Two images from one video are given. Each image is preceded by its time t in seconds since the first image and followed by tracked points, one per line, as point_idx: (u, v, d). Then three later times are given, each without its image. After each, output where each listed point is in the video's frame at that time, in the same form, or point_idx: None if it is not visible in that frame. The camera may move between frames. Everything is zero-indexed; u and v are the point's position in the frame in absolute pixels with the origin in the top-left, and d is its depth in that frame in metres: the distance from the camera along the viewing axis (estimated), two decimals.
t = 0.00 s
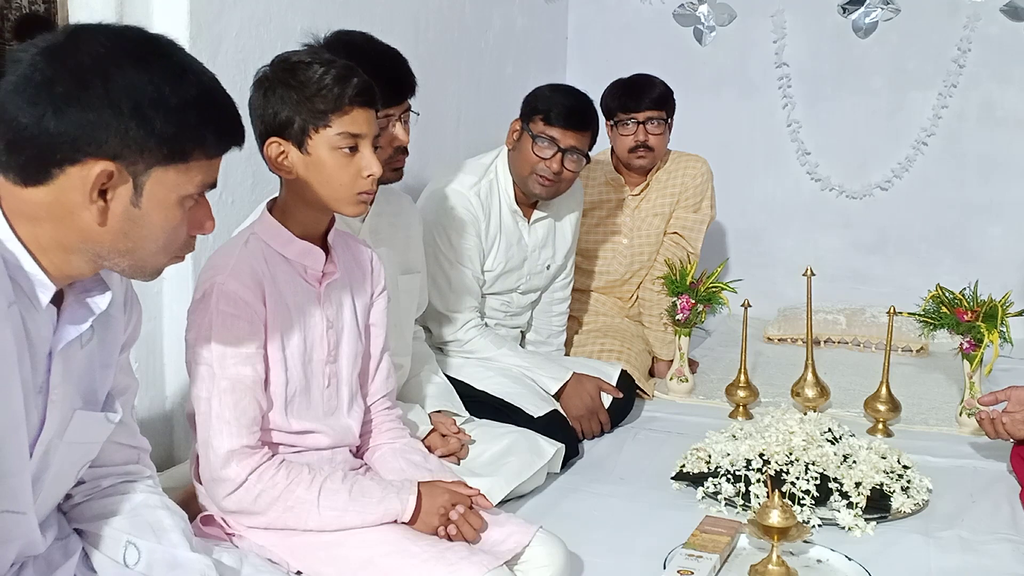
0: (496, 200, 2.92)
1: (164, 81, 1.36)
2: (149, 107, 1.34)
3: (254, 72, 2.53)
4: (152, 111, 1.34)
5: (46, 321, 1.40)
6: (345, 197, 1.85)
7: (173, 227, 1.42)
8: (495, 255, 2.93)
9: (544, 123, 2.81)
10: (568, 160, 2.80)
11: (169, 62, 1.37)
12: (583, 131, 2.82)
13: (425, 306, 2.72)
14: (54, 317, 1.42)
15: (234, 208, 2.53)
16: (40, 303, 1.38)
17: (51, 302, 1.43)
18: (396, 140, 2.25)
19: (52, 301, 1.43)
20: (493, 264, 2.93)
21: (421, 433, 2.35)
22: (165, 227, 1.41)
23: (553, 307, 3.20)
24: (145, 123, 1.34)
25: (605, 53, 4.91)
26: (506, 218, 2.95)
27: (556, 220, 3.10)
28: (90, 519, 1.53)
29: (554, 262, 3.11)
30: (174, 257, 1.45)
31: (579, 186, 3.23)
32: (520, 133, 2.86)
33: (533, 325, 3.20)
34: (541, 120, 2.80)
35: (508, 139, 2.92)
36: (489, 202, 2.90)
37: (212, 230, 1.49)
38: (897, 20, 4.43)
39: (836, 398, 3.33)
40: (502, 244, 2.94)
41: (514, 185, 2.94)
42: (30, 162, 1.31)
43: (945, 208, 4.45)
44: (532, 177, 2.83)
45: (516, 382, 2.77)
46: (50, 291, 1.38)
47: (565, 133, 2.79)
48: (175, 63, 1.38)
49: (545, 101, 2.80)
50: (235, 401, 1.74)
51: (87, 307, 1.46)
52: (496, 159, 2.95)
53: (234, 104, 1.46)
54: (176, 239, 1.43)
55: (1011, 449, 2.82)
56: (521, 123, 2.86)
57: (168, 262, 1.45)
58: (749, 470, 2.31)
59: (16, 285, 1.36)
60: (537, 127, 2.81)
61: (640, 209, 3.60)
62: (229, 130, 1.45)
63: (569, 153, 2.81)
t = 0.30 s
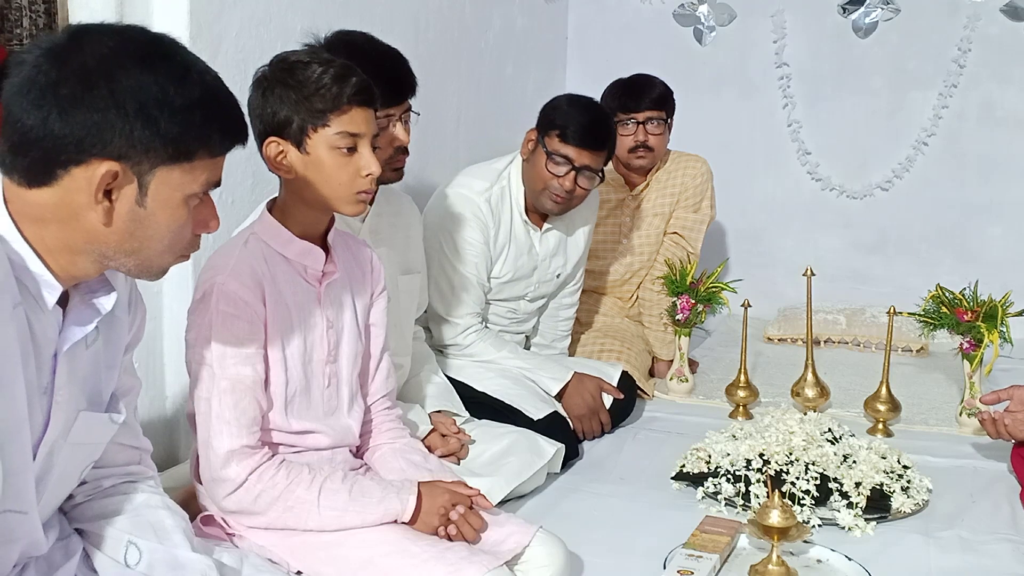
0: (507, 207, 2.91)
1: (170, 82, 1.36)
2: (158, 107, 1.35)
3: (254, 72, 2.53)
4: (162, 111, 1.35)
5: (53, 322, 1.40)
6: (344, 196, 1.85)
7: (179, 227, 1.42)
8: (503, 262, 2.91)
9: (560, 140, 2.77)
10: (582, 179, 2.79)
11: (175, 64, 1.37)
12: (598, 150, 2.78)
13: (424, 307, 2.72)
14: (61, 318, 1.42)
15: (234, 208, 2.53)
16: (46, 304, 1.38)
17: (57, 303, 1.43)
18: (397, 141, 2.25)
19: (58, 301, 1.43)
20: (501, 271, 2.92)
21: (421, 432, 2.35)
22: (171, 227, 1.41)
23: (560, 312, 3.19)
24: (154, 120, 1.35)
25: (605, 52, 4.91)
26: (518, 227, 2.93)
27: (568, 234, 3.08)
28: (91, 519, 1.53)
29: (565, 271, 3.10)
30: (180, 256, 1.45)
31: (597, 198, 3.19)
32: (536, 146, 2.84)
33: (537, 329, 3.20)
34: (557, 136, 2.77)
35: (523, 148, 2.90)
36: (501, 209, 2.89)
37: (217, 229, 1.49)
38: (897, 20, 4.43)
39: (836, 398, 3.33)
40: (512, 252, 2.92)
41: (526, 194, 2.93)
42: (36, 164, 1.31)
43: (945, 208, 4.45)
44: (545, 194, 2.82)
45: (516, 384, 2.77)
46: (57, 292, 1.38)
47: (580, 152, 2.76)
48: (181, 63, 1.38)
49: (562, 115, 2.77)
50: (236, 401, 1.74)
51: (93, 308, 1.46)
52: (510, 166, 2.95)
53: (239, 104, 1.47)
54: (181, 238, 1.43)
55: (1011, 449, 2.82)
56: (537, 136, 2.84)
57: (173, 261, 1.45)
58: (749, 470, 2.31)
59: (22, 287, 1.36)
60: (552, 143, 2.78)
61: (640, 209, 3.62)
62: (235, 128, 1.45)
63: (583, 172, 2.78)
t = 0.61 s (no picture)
0: (518, 215, 2.90)
1: (151, 69, 1.35)
2: (136, 93, 1.34)
3: (253, 72, 2.53)
4: (140, 98, 1.34)
5: (46, 320, 1.40)
6: (345, 195, 1.85)
7: (161, 217, 1.41)
8: (509, 268, 2.92)
9: (573, 155, 2.75)
10: (592, 195, 2.77)
11: (157, 51, 1.37)
12: (611, 167, 2.75)
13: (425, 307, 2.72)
14: (53, 316, 1.42)
15: (234, 208, 2.53)
16: (39, 302, 1.38)
17: (50, 302, 1.43)
18: (398, 140, 2.25)
19: (51, 300, 1.43)
20: (507, 276, 2.92)
21: (421, 432, 2.35)
22: (151, 217, 1.40)
23: (564, 317, 3.19)
24: (131, 108, 1.33)
25: (605, 53, 4.91)
26: (527, 236, 2.93)
27: (576, 247, 3.06)
28: (90, 519, 1.53)
29: (573, 279, 3.08)
30: (164, 248, 1.43)
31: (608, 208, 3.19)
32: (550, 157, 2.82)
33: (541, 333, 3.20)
34: (569, 151, 2.75)
35: (538, 155, 2.89)
36: (510, 215, 2.89)
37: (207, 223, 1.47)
38: (897, 20, 4.43)
39: (836, 397, 3.33)
40: (518, 259, 2.92)
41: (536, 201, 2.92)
42: (15, 149, 1.31)
43: (945, 208, 4.45)
44: (554, 207, 2.82)
45: (515, 385, 2.77)
46: (49, 289, 1.38)
47: (592, 169, 2.73)
48: (163, 52, 1.38)
49: (577, 129, 2.74)
50: (236, 401, 1.74)
51: (87, 306, 1.46)
52: (525, 172, 2.94)
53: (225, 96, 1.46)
54: (164, 229, 1.41)
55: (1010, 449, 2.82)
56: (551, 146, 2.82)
57: (158, 255, 1.43)
58: (749, 470, 2.31)
59: (15, 286, 1.36)
60: (565, 157, 2.76)
61: (640, 209, 3.62)
62: (219, 119, 1.44)
63: (594, 188, 2.76)
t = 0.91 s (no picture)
0: (511, 212, 2.90)
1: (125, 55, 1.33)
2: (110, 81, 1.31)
3: (253, 72, 2.54)
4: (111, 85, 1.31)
5: (43, 321, 1.39)
6: (346, 195, 1.84)
7: (107, 199, 1.32)
8: (504, 265, 2.92)
9: (566, 155, 2.75)
10: (586, 194, 2.78)
11: (134, 39, 1.35)
12: (604, 166, 2.75)
13: (425, 307, 2.72)
14: (51, 317, 1.41)
15: (234, 208, 2.53)
16: (37, 302, 1.37)
17: (47, 302, 1.42)
18: (399, 141, 2.25)
19: (49, 300, 1.42)
20: (502, 274, 2.92)
21: (421, 433, 2.36)
22: (97, 196, 1.31)
23: (560, 313, 3.19)
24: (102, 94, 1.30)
25: (606, 53, 4.91)
26: (519, 232, 2.92)
27: (569, 242, 3.08)
28: (90, 519, 1.53)
29: (565, 274, 3.10)
30: (117, 237, 1.33)
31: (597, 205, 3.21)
32: (542, 157, 2.82)
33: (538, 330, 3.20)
34: (563, 152, 2.75)
35: (529, 154, 2.88)
36: (503, 213, 2.89)
37: (170, 213, 1.34)
38: (897, 20, 4.43)
39: (836, 398, 3.33)
40: (513, 257, 2.92)
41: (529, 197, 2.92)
42: None
43: (945, 208, 4.45)
44: (549, 206, 2.83)
45: (515, 385, 2.77)
46: (47, 290, 1.37)
47: (585, 169, 2.74)
48: (138, 40, 1.36)
49: (569, 129, 2.73)
50: (237, 401, 1.74)
51: (83, 306, 1.45)
52: (516, 169, 2.93)
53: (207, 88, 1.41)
54: (111, 214, 1.32)
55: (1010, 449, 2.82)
56: (544, 145, 2.81)
57: (114, 245, 1.33)
58: (749, 470, 2.31)
59: (12, 287, 1.35)
60: (558, 158, 2.76)
61: (640, 209, 3.62)
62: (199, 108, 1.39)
63: (588, 187, 2.77)
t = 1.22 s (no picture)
0: (490, 203, 2.91)
1: (90, 36, 1.31)
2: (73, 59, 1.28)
3: (254, 72, 2.54)
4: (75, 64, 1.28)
5: (37, 317, 1.39)
6: (346, 194, 1.84)
7: (28, 172, 1.27)
8: (489, 255, 2.91)
9: (544, 141, 2.77)
10: (567, 179, 2.80)
11: (99, 19, 1.33)
12: (582, 149, 2.78)
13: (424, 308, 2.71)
14: (45, 315, 1.41)
15: (234, 208, 2.53)
16: (33, 297, 1.36)
17: (42, 299, 1.41)
18: (399, 141, 2.24)
19: (44, 297, 1.42)
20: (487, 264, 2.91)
21: (421, 432, 2.35)
22: (17, 167, 1.27)
23: (548, 305, 3.19)
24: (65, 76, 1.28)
25: (605, 53, 4.91)
26: (499, 221, 2.93)
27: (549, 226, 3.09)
28: (90, 519, 1.53)
29: (549, 259, 3.10)
30: (38, 214, 1.27)
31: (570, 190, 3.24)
32: (519, 145, 2.82)
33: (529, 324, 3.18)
34: (541, 138, 2.76)
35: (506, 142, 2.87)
36: (484, 204, 2.89)
37: (88, 190, 1.27)
38: (897, 20, 4.43)
39: (836, 398, 3.33)
40: (496, 247, 2.92)
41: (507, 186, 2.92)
42: None
43: (945, 208, 4.45)
44: (530, 191, 2.83)
45: (515, 382, 2.77)
46: (44, 284, 1.36)
47: (564, 153, 2.76)
48: (102, 21, 1.33)
49: (547, 114, 2.75)
50: (238, 401, 1.75)
51: (79, 302, 1.45)
52: (491, 161, 2.93)
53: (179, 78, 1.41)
54: (31, 187, 1.27)
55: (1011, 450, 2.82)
56: (521, 134, 2.81)
57: (38, 223, 1.28)
58: (749, 471, 2.31)
59: (7, 283, 1.34)
60: (536, 144, 2.78)
61: (640, 209, 3.60)
62: (167, 94, 1.37)
63: (568, 172, 2.79)
